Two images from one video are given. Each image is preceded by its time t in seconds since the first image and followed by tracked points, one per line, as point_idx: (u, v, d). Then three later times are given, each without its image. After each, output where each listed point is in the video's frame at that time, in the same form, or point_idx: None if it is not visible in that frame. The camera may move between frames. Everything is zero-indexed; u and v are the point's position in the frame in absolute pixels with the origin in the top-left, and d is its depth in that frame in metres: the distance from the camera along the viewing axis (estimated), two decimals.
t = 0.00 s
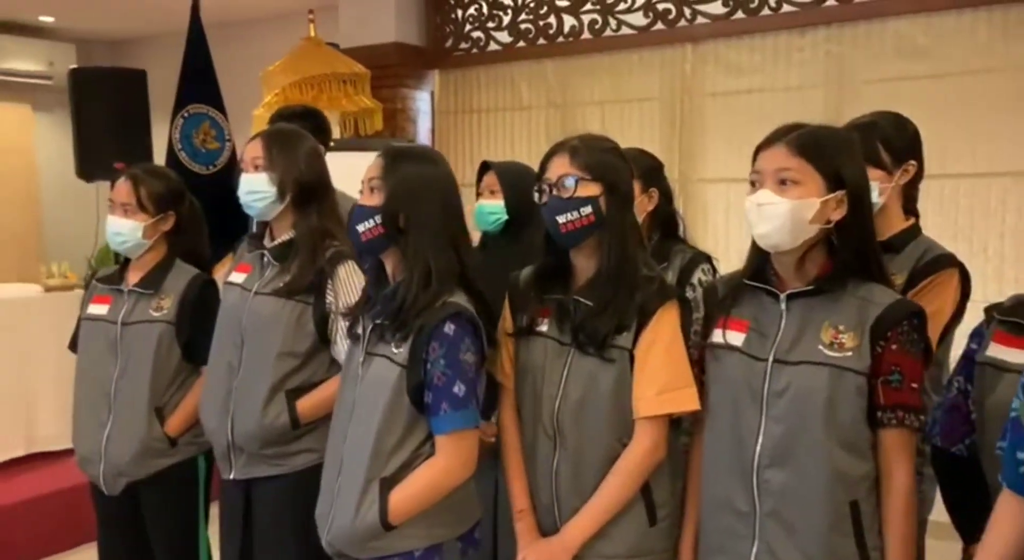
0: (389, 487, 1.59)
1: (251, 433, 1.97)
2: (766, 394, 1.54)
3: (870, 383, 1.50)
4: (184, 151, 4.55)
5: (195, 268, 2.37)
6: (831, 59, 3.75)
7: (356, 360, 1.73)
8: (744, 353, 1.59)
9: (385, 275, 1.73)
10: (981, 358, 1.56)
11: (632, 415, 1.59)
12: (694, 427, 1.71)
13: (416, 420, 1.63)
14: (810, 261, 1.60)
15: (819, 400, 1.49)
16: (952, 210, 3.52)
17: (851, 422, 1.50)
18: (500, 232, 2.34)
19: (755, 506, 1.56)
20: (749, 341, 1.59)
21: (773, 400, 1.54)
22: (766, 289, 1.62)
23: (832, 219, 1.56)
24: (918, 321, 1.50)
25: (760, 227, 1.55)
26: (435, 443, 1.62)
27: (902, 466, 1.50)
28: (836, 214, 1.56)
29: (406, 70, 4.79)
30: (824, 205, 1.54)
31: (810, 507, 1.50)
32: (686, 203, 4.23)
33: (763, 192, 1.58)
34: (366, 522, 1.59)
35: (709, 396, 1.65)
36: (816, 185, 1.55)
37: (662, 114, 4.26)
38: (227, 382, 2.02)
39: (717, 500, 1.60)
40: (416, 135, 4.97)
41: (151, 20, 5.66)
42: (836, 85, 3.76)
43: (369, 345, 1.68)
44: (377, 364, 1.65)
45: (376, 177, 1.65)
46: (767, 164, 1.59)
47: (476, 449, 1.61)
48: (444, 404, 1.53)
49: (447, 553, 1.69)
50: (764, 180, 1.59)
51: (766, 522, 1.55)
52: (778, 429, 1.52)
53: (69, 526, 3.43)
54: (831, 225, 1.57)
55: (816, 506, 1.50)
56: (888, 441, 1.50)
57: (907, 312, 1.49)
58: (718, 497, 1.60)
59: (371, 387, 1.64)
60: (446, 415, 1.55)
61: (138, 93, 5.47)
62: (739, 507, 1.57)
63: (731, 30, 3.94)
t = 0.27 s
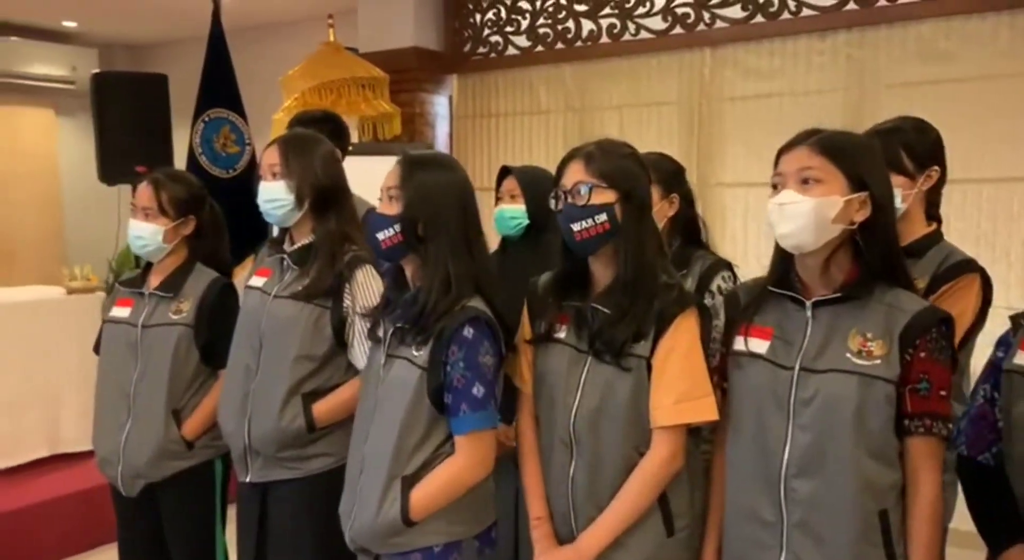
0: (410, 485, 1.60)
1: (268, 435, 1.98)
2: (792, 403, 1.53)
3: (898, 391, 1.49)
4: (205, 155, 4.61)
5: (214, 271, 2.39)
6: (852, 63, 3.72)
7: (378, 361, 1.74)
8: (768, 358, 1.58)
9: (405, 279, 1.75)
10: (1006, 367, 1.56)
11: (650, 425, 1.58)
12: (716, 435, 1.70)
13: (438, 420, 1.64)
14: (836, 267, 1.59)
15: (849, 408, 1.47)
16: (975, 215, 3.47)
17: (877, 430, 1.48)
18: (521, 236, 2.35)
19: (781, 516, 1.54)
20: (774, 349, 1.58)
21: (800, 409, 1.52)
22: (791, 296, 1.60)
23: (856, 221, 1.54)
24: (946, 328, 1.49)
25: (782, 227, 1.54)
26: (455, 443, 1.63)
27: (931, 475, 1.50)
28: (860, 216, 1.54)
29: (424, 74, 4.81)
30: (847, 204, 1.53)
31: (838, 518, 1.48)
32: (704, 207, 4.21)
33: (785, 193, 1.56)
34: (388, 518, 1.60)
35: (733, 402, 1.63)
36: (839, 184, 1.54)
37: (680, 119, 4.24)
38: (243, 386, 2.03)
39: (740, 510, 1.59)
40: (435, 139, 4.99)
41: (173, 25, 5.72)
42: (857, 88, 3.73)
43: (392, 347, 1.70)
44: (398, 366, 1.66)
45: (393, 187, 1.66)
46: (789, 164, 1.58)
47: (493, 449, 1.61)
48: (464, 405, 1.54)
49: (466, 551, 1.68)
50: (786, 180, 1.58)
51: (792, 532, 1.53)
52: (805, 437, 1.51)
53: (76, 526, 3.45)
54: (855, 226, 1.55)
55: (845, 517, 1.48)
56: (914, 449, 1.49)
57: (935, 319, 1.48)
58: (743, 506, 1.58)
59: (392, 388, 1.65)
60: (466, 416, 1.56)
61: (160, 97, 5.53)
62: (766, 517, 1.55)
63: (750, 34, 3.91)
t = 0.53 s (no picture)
0: (434, 484, 1.63)
1: (282, 439, 1.98)
2: (812, 411, 1.52)
3: (919, 400, 1.48)
4: (222, 159, 4.67)
5: (231, 276, 2.41)
6: (868, 69, 3.71)
7: (397, 365, 1.74)
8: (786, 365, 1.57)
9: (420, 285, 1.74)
10: None
11: (663, 432, 1.57)
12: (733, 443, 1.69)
13: (457, 421, 1.65)
14: (855, 274, 1.58)
15: (871, 417, 1.46)
16: (993, 223, 3.45)
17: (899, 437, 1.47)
18: (537, 242, 2.34)
19: (802, 526, 1.53)
20: (792, 357, 1.57)
21: (820, 417, 1.51)
22: (809, 304, 1.59)
23: (875, 226, 1.54)
24: (966, 336, 1.47)
25: (800, 234, 1.53)
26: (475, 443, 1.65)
27: (950, 485, 1.49)
28: (879, 221, 1.53)
29: (440, 80, 4.83)
30: (865, 209, 1.52)
31: (861, 527, 1.48)
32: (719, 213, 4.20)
33: (803, 199, 1.56)
34: (416, 515, 1.63)
35: (750, 410, 1.63)
36: (856, 190, 1.53)
37: (695, 124, 4.23)
38: (258, 390, 2.04)
39: (758, 518, 1.58)
40: (449, 145, 5.01)
41: (192, 31, 5.78)
42: (873, 94, 3.71)
43: (409, 351, 1.70)
44: (415, 370, 1.68)
45: (418, 190, 1.65)
46: (806, 171, 1.58)
47: (512, 445, 1.64)
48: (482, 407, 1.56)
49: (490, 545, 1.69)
50: (803, 186, 1.57)
51: (813, 542, 1.52)
52: (827, 446, 1.50)
53: (92, 528, 3.49)
54: (874, 231, 1.54)
55: (867, 525, 1.48)
56: (935, 458, 1.49)
57: (957, 328, 1.47)
58: (761, 515, 1.58)
59: (412, 391, 1.67)
60: (484, 417, 1.59)
61: (178, 102, 5.59)
62: (786, 527, 1.55)
63: (766, 40, 3.91)
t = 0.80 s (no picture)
0: (452, 486, 1.64)
1: (295, 446, 1.99)
2: (819, 417, 1.52)
3: (927, 410, 1.46)
4: (237, 165, 4.71)
5: (246, 282, 2.43)
6: (882, 76, 3.70)
7: (417, 369, 1.76)
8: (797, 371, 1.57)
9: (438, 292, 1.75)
10: None
11: (676, 438, 1.57)
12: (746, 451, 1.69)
13: (474, 424, 1.67)
14: (868, 282, 1.57)
15: (876, 424, 1.46)
16: (1008, 231, 3.42)
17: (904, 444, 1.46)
18: (551, 248, 2.35)
19: (807, 530, 1.53)
20: (803, 364, 1.57)
21: (826, 424, 1.51)
22: (821, 311, 1.60)
23: (885, 236, 1.53)
24: (978, 347, 1.45)
25: (811, 249, 1.53)
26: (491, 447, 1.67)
27: (962, 499, 1.47)
28: (888, 231, 1.52)
29: (452, 86, 4.85)
30: (874, 220, 1.51)
31: (864, 535, 1.48)
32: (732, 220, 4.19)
33: (811, 213, 1.56)
34: (435, 516, 1.64)
35: (763, 416, 1.63)
36: (864, 202, 1.52)
37: (708, 132, 4.23)
38: (270, 397, 2.05)
39: (767, 523, 1.58)
40: (461, 151, 5.03)
41: (207, 38, 5.84)
42: (888, 101, 3.70)
43: (428, 357, 1.72)
44: (433, 377, 1.69)
45: (431, 203, 1.67)
46: (815, 183, 1.57)
47: (526, 446, 1.65)
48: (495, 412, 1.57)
49: (507, 545, 1.70)
50: (811, 200, 1.57)
51: (816, 546, 1.52)
52: (831, 453, 1.50)
53: (105, 533, 3.51)
54: (884, 241, 1.53)
55: (871, 532, 1.47)
56: (947, 469, 1.47)
57: (967, 338, 1.45)
58: (769, 521, 1.58)
59: (429, 396, 1.68)
60: (498, 422, 1.60)
61: (193, 108, 5.64)
62: (792, 532, 1.55)
63: (780, 47, 3.90)
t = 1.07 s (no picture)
0: (460, 484, 1.66)
1: (305, 450, 1.96)
2: (819, 423, 1.52)
3: (924, 419, 1.45)
4: (248, 170, 4.75)
5: (259, 286, 2.44)
6: (894, 83, 3.69)
7: (428, 367, 1.79)
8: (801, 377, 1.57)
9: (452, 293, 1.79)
10: None
11: (687, 442, 1.56)
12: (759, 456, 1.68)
13: (483, 423, 1.69)
14: (875, 291, 1.57)
15: (870, 433, 1.46)
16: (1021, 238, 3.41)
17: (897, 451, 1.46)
18: (562, 255, 2.35)
19: (805, 533, 1.54)
20: (809, 369, 1.57)
21: (825, 430, 1.51)
22: (829, 320, 1.60)
23: (892, 245, 1.52)
24: (978, 357, 1.44)
25: (817, 258, 1.53)
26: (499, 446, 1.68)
27: (959, 508, 1.46)
28: (895, 241, 1.52)
29: (463, 92, 4.87)
30: (880, 231, 1.51)
31: (859, 541, 1.47)
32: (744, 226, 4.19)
33: (818, 223, 1.56)
34: (443, 514, 1.66)
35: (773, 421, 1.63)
36: (869, 213, 1.51)
37: (719, 137, 4.23)
38: (280, 402, 2.01)
39: (773, 528, 1.58)
40: (472, 156, 5.04)
41: (221, 43, 5.87)
42: (900, 107, 3.69)
43: (439, 356, 1.74)
44: (444, 376, 1.72)
45: (458, 215, 1.70)
46: (822, 195, 1.57)
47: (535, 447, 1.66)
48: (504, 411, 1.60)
49: (516, 547, 1.71)
50: (819, 211, 1.57)
51: (813, 549, 1.52)
52: (829, 459, 1.50)
53: (116, 538, 3.53)
54: (890, 251, 1.53)
55: (865, 540, 1.47)
56: (945, 479, 1.46)
57: (966, 348, 1.44)
58: (772, 524, 1.58)
59: (440, 395, 1.70)
60: (507, 421, 1.62)
61: (206, 113, 5.67)
62: (792, 534, 1.55)
63: (792, 54, 3.90)
